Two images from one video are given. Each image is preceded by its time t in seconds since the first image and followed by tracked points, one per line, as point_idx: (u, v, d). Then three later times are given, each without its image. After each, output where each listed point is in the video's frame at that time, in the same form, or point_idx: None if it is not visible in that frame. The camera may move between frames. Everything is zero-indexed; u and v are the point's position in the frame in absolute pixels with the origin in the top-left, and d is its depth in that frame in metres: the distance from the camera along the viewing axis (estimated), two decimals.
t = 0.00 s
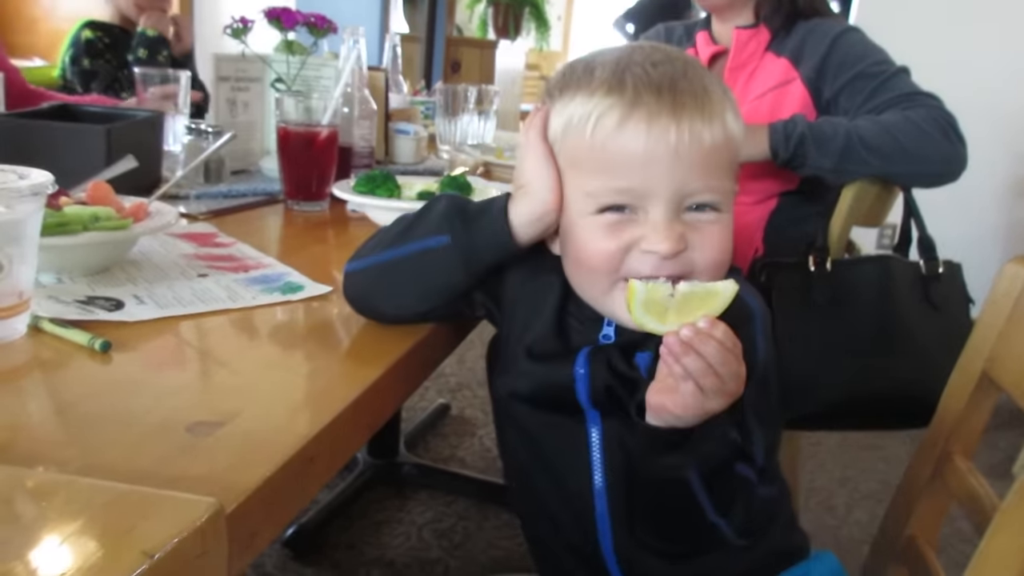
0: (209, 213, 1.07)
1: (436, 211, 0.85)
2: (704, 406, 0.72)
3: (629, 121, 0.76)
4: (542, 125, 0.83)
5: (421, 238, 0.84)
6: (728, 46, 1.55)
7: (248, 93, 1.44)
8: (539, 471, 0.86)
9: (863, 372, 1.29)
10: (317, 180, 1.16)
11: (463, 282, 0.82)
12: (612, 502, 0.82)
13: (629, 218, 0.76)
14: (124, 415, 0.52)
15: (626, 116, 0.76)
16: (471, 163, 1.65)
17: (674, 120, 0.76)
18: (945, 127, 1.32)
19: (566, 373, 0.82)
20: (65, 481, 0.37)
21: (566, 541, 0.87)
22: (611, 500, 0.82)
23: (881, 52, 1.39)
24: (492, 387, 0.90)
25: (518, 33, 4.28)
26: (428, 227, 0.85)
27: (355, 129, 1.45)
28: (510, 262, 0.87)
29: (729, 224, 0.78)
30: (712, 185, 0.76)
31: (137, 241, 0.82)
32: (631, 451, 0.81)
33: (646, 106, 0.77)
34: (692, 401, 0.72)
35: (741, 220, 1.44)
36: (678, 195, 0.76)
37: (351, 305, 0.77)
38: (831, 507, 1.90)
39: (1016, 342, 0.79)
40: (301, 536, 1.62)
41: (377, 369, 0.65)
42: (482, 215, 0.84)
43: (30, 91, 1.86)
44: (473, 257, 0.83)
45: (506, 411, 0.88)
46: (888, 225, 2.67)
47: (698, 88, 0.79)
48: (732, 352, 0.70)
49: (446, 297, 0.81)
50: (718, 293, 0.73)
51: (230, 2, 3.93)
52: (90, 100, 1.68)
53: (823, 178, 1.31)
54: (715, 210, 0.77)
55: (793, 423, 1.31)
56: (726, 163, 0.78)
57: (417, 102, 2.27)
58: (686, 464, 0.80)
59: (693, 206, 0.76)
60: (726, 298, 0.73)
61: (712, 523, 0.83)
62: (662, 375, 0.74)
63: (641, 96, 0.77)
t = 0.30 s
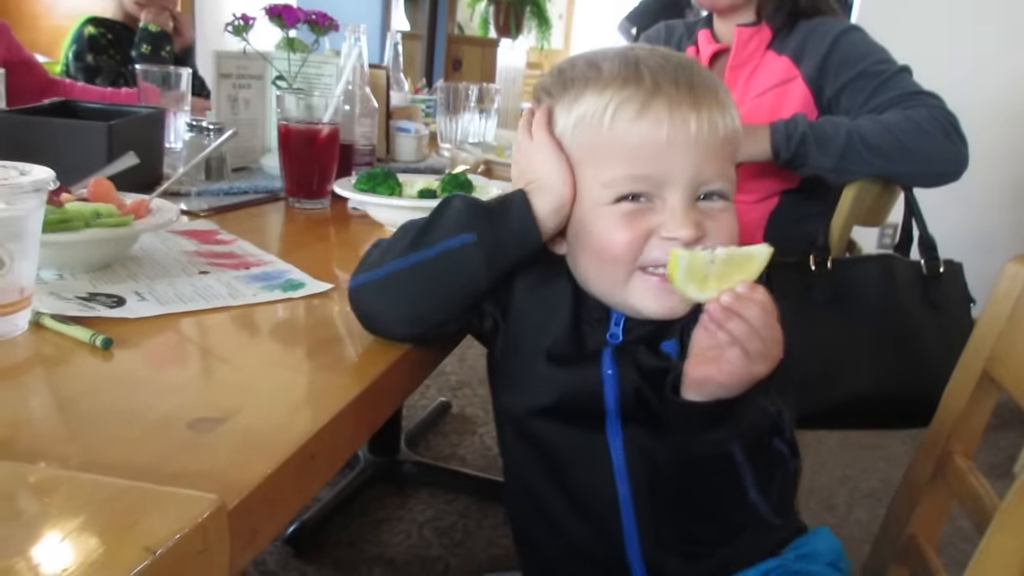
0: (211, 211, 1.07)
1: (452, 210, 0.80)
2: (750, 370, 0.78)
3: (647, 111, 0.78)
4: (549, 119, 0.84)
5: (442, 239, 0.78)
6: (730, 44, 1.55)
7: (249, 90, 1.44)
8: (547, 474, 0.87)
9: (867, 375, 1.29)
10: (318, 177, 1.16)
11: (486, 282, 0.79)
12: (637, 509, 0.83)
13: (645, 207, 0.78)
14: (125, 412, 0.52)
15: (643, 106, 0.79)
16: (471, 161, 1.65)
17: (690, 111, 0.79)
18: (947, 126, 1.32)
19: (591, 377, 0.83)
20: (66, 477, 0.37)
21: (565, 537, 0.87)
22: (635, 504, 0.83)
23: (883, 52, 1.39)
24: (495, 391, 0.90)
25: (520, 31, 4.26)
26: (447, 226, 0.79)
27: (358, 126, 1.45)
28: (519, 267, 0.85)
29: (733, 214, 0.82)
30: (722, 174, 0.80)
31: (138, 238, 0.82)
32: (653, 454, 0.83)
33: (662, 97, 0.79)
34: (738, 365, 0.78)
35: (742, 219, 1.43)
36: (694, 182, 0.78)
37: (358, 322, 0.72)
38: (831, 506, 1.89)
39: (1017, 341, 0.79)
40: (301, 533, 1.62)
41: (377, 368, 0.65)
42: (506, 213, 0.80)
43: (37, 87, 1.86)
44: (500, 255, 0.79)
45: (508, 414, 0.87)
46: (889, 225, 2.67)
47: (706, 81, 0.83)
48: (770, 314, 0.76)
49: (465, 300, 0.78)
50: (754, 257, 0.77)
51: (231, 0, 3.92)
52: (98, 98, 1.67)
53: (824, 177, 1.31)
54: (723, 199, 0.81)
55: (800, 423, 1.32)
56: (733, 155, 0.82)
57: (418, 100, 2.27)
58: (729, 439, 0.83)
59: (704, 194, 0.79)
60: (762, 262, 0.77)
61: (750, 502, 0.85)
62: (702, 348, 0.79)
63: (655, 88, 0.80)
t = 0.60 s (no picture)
0: (207, 215, 1.07)
1: (421, 222, 0.79)
2: (802, 343, 0.83)
3: (637, 144, 0.76)
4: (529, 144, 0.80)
5: (401, 249, 0.78)
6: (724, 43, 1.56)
7: (245, 94, 1.43)
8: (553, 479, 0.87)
9: (862, 375, 1.32)
10: (315, 180, 1.16)
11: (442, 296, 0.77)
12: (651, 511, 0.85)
13: (636, 239, 0.77)
14: (124, 418, 0.52)
15: (633, 139, 0.76)
16: (468, 162, 1.65)
17: (680, 139, 0.77)
18: (943, 124, 1.32)
19: (602, 389, 0.83)
20: (64, 483, 0.37)
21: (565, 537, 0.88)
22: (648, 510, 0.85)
23: (878, 49, 1.39)
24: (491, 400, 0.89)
25: (516, 31, 4.27)
26: (409, 237, 0.78)
27: (354, 129, 1.46)
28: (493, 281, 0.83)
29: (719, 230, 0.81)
30: (711, 198, 0.79)
31: (134, 243, 0.82)
32: (660, 457, 0.85)
33: (653, 127, 0.76)
34: (792, 338, 0.82)
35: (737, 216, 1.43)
36: (684, 212, 0.77)
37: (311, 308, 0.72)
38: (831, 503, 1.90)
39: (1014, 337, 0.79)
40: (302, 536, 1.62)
41: (374, 371, 0.65)
42: (473, 231, 0.79)
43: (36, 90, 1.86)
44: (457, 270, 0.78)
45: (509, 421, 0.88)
46: (886, 221, 2.67)
47: (692, 100, 0.80)
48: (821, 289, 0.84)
49: (416, 313, 0.75)
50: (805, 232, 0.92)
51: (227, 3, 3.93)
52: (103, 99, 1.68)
53: (821, 175, 1.32)
54: (711, 220, 0.80)
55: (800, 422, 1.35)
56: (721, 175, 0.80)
57: (414, 101, 2.27)
58: (771, 422, 0.86)
59: (695, 219, 0.78)
60: (814, 237, 0.91)
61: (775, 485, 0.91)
62: (750, 326, 0.85)
63: (645, 118, 0.77)
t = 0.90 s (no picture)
0: (208, 216, 1.08)
1: (377, 230, 0.81)
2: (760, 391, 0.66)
3: (601, 149, 0.72)
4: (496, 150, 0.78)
5: (355, 261, 0.79)
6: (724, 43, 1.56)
7: (246, 95, 1.43)
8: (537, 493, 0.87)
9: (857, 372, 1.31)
10: (315, 181, 1.16)
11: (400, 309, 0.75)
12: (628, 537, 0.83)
13: (609, 248, 0.74)
14: (125, 418, 0.52)
15: (597, 143, 0.72)
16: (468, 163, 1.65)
17: (650, 140, 0.73)
18: (941, 124, 1.32)
19: (563, 422, 0.80)
20: (66, 483, 0.37)
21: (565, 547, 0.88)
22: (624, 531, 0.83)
23: (877, 49, 1.39)
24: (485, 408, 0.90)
25: (516, 31, 4.29)
26: (363, 248, 0.80)
27: (355, 130, 1.47)
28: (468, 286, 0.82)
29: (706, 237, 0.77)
30: (691, 202, 0.74)
31: (136, 244, 0.83)
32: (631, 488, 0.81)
33: (618, 130, 0.73)
34: (750, 381, 0.66)
35: (736, 218, 1.44)
36: (659, 219, 0.73)
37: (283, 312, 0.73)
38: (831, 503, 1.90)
39: (1011, 338, 0.79)
40: (302, 536, 1.63)
41: (374, 373, 0.65)
42: (425, 239, 0.78)
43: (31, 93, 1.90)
44: (411, 280, 0.76)
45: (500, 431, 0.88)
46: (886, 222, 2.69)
47: (666, 98, 0.76)
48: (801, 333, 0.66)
49: (388, 320, 0.75)
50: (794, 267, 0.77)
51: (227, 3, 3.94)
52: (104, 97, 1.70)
53: (820, 175, 1.33)
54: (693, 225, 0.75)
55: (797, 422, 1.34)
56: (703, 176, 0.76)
57: (415, 102, 2.28)
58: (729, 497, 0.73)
59: (674, 225, 0.74)
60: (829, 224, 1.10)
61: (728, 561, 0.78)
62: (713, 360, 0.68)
63: (611, 120, 0.73)
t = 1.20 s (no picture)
0: (209, 216, 1.07)
1: (377, 223, 0.80)
2: (729, 478, 0.71)
3: (597, 169, 0.70)
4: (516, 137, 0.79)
5: (359, 257, 0.78)
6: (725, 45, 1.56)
7: (246, 95, 1.43)
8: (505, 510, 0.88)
9: (862, 369, 1.29)
10: (316, 182, 1.16)
11: (408, 302, 0.76)
12: (585, 560, 0.84)
13: (575, 269, 0.72)
14: (124, 418, 0.52)
15: (596, 161, 0.70)
16: (468, 163, 1.65)
17: (650, 182, 0.70)
18: (943, 125, 1.32)
19: (520, 444, 0.82)
20: (65, 483, 0.37)
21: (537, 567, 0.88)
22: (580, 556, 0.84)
23: (878, 51, 1.38)
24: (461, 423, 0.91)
25: (517, 32, 4.29)
26: (366, 245, 0.79)
27: (356, 130, 1.47)
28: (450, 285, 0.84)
29: (683, 294, 0.75)
30: (671, 261, 0.71)
31: (136, 243, 0.83)
32: (592, 515, 0.83)
33: (621, 155, 0.70)
34: (718, 470, 0.71)
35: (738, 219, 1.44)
36: (629, 264, 0.71)
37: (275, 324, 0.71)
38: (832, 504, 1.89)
39: (1013, 340, 0.79)
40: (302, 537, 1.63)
41: (373, 374, 0.65)
42: (432, 231, 0.78)
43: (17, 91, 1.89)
44: (419, 274, 0.77)
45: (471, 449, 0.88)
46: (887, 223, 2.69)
47: (693, 141, 0.72)
48: (762, 414, 0.71)
49: (391, 319, 0.75)
50: (750, 347, 0.77)
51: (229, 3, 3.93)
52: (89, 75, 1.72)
53: (821, 176, 1.32)
54: (670, 283, 0.73)
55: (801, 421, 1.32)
56: (699, 237, 0.72)
57: (416, 103, 2.28)
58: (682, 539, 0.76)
59: (645, 274, 0.72)
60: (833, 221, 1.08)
61: None
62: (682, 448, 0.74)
63: (619, 142, 0.71)
